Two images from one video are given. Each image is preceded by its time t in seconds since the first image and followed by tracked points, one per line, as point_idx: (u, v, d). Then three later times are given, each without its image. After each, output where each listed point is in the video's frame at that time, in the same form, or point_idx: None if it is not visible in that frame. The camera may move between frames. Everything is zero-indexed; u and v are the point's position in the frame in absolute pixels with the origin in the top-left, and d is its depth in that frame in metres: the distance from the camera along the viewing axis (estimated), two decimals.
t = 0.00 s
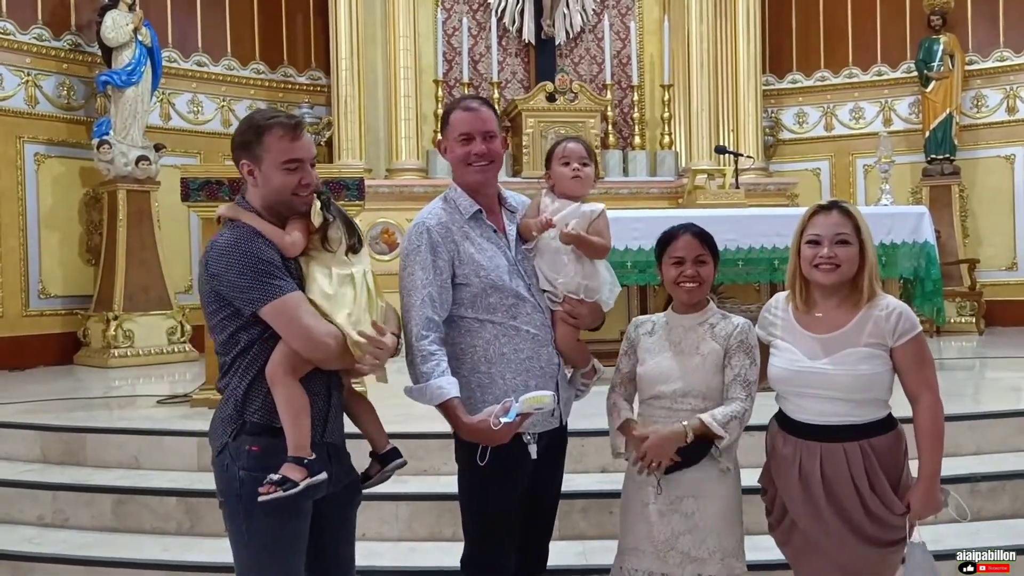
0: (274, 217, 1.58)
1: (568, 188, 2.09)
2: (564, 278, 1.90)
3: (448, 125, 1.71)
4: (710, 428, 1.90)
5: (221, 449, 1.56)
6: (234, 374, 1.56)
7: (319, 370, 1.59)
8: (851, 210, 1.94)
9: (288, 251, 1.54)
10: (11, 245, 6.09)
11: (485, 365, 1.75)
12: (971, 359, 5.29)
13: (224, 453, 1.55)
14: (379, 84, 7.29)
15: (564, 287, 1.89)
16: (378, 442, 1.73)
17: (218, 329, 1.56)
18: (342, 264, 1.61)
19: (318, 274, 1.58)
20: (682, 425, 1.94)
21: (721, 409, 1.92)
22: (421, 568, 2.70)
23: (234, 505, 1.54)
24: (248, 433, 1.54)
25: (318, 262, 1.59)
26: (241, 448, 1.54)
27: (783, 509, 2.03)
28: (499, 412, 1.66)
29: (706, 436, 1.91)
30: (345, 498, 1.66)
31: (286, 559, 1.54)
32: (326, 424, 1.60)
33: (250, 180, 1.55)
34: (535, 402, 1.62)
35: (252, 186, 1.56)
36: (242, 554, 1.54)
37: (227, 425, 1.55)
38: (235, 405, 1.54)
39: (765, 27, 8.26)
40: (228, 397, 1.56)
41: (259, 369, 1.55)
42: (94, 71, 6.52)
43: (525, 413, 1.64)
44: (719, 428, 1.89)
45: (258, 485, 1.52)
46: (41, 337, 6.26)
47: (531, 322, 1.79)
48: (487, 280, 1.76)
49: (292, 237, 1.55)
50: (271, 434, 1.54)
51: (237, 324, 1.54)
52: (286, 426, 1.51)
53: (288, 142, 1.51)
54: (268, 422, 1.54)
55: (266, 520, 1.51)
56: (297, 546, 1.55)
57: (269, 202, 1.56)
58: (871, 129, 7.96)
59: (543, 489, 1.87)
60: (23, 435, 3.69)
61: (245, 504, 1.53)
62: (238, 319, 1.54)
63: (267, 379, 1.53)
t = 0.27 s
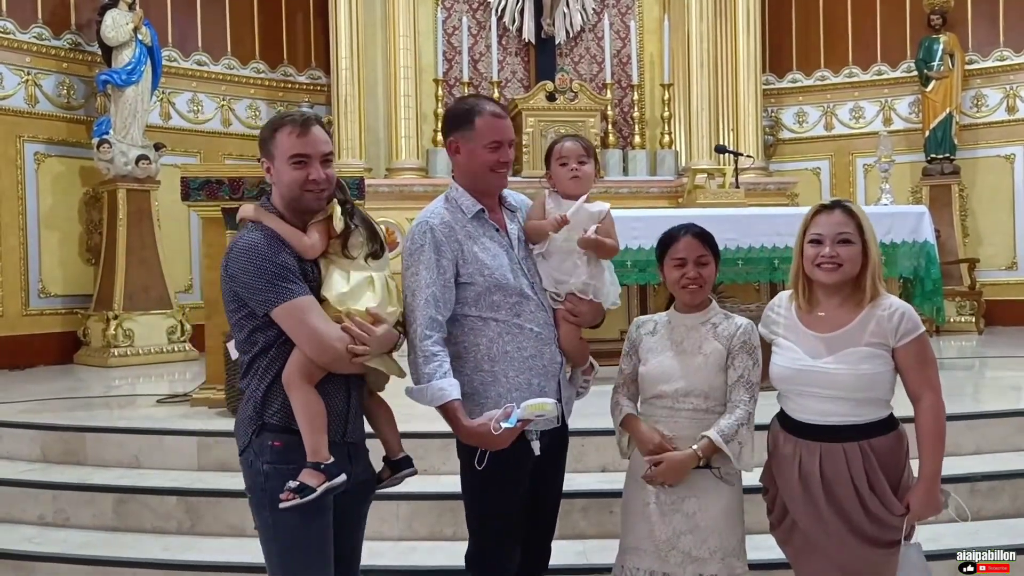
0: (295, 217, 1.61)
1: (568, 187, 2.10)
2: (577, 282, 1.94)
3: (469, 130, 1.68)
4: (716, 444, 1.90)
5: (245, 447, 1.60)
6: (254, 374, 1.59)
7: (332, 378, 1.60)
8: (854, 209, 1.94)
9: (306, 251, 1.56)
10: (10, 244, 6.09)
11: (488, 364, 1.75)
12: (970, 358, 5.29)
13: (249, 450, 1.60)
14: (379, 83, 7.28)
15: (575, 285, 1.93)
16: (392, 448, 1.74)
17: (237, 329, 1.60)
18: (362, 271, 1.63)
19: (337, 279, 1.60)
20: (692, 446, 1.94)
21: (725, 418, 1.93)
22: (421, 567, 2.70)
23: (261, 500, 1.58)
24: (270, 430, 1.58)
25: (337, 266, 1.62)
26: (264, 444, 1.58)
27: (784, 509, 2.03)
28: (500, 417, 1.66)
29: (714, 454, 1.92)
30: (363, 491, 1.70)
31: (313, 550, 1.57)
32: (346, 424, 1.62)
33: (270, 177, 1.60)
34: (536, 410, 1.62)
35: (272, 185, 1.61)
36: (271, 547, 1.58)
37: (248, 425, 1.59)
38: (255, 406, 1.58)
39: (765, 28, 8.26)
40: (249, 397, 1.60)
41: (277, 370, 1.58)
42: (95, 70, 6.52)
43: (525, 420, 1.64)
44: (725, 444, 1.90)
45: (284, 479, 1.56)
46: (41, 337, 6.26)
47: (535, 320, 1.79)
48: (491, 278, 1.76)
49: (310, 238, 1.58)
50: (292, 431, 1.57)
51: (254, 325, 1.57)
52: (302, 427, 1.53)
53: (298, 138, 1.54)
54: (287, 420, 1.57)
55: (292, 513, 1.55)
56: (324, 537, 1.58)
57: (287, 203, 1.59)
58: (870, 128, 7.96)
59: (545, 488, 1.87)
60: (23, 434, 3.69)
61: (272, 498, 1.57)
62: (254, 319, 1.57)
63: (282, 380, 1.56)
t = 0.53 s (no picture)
0: (307, 217, 1.63)
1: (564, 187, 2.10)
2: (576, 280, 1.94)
3: (484, 134, 1.68)
4: (714, 444, 1.91)
5: (253, 446, 1.60)
6: (262, 373, 1.60)
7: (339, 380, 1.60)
8: (853, 210, 1.94)
9: (319, 253, 1.57)
10: (9, 244, 6.09)
11: (489, 367, 1.76)
12: (969, 360, 5.29)
13: (256, 449, 1.59)
14: (378, 83, 7.28)
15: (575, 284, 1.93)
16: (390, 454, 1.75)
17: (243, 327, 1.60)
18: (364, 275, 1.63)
19: (346, 283, 1.61)
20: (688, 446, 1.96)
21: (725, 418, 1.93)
22: (421, 567, 2.70)
23: (269, 499, 1.58)
24: (278, 428, 1.58)
25: (348, 269, 1.63)
26: (273, 442, 1.58)
27: (782, 510, 2.04)
28: (497, 421, 1.66)
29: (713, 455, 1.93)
30: (365, 490, 1.72)
31: (322, 547, 1.58)
32: (353, 424, 1.62)
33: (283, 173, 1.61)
34: (533, 413, 1.67)
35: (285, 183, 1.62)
36: (279, 544, 1.57)
37: (256, 423, 1.59)
38: (262, 405, 1.58)
39: (764, 29, 8.27)
40: (256, 396, 1.59)
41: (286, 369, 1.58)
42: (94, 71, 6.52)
43: (523, 424, 1.67)
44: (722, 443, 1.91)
45: (289, 475, 1.56)
46: (40, 337, 6.26)
47: (535, 323, 1.80)
48: (491, 281, 1.76)
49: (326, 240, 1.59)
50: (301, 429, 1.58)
51: (260, 322, 1.57)
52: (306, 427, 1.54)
53: (314, 138, 1.55)
54: (295, 419, 1.58)
55: (303, 510, 1.55)
56: (333, 534, 1.59)
57: (299, 202, 1.60)
58: (869, 130, 7.97)
59: (546, 489, 1.88)
60: (22, 434, 3.69)
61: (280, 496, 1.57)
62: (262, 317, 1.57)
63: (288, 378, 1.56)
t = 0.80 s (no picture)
0: (308, 216, 1.63)
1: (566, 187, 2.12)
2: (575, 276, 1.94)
3: (489, 126, 1.68)
4: (706, 443, 1.92)
5: (254, 447, 1.59)
6: (263, 373, 1.59)
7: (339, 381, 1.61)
8: (852, 210, 1.94)
9: (321, 252, 1.58)
10: (7, 244, 6.08)
11: (490, 367, 1.76)
12: (967, 359, 5.30)
13: (258, 450, 1.59)
14: (377, 82, 7.27)
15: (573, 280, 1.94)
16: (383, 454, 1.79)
17: (244, 324, 1.60)
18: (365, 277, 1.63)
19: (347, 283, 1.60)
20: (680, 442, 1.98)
21: (721, 418, 1.94)
22: (419, 567, 2.70)
23: (271, 500, 1.58)
24: (281, 430, 1.58)
25: (349, 271, 1.62)
26: (276, 443, 1.57)
27: (780, 509, 2.04)
28: (498, 429, 1.66)
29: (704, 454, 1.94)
30: (365, 489, 1.73)
31: (324, 547, 1.58)
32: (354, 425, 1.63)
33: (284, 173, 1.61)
34: (535, 426, 1.63)
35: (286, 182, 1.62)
36: (280, 545, 1.57)
37: (257, 425, 1.58)
38: (264, 405, 1.58)
39: (763, 29, 8.28)
40: (257, 397, 1.59)
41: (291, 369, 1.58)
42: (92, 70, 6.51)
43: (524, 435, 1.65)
44: (715, 443, 1.92)
45: (289, 475, 1.56)
46: (37, 337, 6.25)
47: (536, 322, 1.80)
48: (492, 280, 1.76)
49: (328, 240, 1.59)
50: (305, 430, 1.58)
51: (266, 319, 1.57)
52: (308, 430, 1.53)
53: (316, 136, 1.55)
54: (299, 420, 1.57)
55: (308, 511, 1.56)
56: (334, 533, 1.60)
57: (299, 201, 1.59)
58: (868, 130, 7.97)
59: (544, 490, 1.88)
60: (19, 434, 3.68)
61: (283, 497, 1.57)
62: (266, 314, 1.56)
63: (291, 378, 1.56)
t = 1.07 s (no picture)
0: (304, 218, 1.63)
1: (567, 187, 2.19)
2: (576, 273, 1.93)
3: (489, 124, 1.68)
4: (697, 443, 1.94)
5: (257, 449, 1.59)
6: (265, 375, 1.59)
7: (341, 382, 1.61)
8: (848, 210, 1.94)
9: (318, 253, 1.58)
10: (3, 243, 6.07)
11: (494, 368, 1.76)
12: (962, 359, 5.31)
13: (261, 452, 1.58)
14: (373, 82, 7.26)
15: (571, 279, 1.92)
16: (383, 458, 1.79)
17: (242, 326, 1.59)
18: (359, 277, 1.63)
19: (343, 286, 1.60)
20: (672, 441, 1.99)
21: (714, 419, 1.95)
22: (415, 567, 2.70)
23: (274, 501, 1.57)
24: (285, 430, 1.57)
25: (345, 271, 1.63)
26: (280, 444, 1.57)
27: (776, 509, 2.04)
28: (511, 427, 1.68)
29: (695, 455, 1.95)
30: (365, 490, 1.73)
31: (326, 547, 1.58)
32: (355, 424, 1.63)
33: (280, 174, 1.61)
34: (548, 423, 1.65)
35: (282, 183, 1.62)
36: (284, 545, 1.57)
37: (260, 426, 1.58)
38: (267, 408, 1.57)
39: (759, 30, 8.29)
40: (259, 399, 1.58)
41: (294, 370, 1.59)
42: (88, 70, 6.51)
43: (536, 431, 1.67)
44: (707, 444, 1.93)
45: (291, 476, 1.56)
46: (33, 337, 6.24)
47: (540, 322, 1.80)
48: (496, 280, 1.76)
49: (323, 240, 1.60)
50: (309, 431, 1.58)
51: (264, 322, 1.56)
52: (310, 430, 1.54)
53: (312, 137, 1.55)
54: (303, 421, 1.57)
55: (313, 511, 1.56)
56: (336, 534, 1.60)
57: (295, 202, 1.59)
58: (863, 130, 7.99)
59: (544, 490, 1.88)
60: (15, 434, 3.68)
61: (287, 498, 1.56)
62: (263, 316, 1.56)
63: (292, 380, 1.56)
